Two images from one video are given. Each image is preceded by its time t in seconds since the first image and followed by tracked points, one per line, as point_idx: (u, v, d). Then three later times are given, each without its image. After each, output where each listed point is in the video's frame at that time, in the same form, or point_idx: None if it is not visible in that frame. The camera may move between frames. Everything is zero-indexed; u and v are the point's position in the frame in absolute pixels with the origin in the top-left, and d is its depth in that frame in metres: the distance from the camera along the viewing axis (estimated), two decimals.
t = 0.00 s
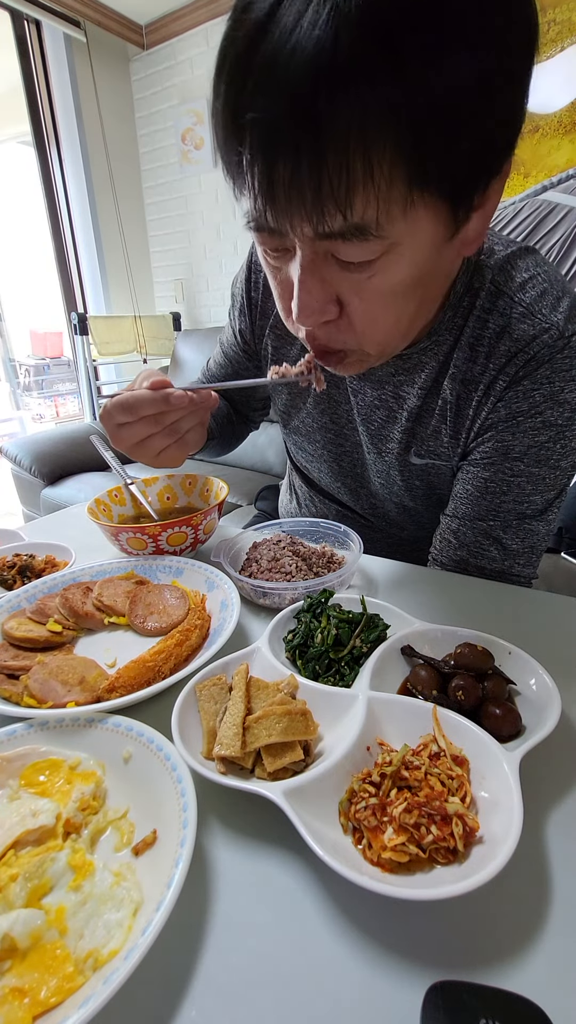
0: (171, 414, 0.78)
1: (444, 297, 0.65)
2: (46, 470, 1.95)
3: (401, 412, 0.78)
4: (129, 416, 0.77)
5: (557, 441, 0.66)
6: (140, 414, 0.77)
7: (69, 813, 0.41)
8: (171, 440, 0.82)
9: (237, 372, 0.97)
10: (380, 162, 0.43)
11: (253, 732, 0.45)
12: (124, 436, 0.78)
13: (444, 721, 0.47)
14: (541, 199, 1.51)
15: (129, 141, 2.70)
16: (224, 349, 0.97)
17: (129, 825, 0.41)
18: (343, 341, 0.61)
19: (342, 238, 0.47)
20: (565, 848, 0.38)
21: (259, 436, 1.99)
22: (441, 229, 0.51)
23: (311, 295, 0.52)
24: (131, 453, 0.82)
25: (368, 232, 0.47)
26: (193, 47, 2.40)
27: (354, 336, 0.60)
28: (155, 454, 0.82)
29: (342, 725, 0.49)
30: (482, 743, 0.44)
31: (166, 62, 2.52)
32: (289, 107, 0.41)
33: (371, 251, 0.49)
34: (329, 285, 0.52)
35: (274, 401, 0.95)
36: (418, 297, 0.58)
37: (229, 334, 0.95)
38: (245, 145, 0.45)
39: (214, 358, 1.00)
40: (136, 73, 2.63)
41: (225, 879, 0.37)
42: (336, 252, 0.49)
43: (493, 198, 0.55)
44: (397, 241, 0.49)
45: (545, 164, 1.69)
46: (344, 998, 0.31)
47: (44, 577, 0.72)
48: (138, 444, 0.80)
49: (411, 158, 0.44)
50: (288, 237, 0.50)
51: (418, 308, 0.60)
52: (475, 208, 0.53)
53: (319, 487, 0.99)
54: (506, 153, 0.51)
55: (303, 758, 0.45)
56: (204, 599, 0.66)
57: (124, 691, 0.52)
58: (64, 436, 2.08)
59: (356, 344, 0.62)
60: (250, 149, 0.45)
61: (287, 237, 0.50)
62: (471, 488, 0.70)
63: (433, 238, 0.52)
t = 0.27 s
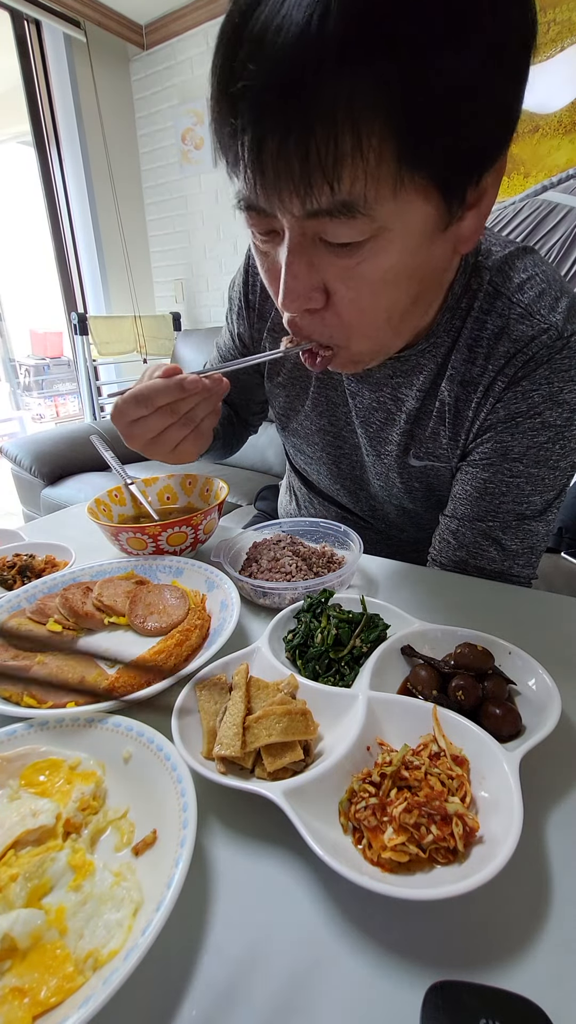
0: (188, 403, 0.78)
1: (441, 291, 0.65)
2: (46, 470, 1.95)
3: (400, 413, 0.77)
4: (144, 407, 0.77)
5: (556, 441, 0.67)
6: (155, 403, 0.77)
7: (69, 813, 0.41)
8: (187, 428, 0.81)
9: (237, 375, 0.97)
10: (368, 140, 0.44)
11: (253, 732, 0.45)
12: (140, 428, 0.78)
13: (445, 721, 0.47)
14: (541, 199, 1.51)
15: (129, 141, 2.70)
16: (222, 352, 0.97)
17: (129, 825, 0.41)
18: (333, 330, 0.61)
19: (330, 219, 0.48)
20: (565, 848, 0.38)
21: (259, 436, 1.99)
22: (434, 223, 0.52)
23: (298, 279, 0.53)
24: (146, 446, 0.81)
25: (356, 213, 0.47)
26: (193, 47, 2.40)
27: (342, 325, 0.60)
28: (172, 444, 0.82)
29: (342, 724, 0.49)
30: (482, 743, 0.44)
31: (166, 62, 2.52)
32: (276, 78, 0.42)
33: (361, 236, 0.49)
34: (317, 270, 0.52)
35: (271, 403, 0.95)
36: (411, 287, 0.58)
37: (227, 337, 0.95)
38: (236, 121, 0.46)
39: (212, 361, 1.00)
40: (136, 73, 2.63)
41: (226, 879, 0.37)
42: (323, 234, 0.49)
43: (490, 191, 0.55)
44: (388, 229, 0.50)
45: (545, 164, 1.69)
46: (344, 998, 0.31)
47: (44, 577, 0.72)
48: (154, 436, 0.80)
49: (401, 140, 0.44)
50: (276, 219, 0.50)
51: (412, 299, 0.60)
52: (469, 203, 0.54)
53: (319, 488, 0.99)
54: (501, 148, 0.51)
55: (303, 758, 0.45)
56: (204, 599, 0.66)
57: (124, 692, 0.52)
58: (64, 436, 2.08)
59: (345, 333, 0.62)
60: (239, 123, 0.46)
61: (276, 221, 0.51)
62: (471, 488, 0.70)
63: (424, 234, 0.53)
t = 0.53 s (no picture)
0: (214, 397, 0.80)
1: (435, 295, 0.65)
2: (46, 471, 1.95)
3: (399, 413, 0.78)
4: (171, 405, 0.78)
5: (555, 441, 0.67)
6: (182, 400, 0.78)
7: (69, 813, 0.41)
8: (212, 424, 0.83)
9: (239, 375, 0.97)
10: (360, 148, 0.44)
11: (253, 732, 0.45)
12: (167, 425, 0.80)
13: (445, 721, 0.47)
14: (541, 199, 1.51)
15: (129, 141, 2.70)
16: (223, 353, 0.97)
17: (129, 825, 0.41)
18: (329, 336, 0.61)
19: (322, 226, 0.48)
20: (564, 849, 0.38)
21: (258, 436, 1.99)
22: (430, 225, 0.52)
23: (294, 285, 0.53)
24: (172, 446, 0.83)
25: (348, 221, 0.47)
26: (193, 47, 2.40)
27: (340, 331, 0.60)
28: (199, 440, 0.83)
29: (342, 724, 0.49)
30: (482, 742, 0.44)
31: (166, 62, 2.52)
32: (269, 88, 0.42)
33: (353, 241, 0.49)
34: (311, 276, 0.52)
35: (271, 404, 0.95)
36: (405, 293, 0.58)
37: (229, 338, 0.95)
38: (229, 132, 0.46)
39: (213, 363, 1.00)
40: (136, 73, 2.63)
41: (226, 878, 0.37)
42: (316, 241, 0.49)
43: (484, 191, 0.55)
44: (385, 231, 0.50)
45: (545, 164, 1.69)
46: (345, 998, 0.31)
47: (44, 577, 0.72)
48: (182, 435, 0.82)
49: (394, 145, 0.44)
50: (270, 226, 0.50)
51: (408, 302, 0.60)
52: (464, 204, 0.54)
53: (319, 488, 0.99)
54: (494, 149, 0.52)
55: (303, 758, 0.45)
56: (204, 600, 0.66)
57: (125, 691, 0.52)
58: (64, 436, 2.08)
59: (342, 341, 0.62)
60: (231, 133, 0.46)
61: (271, 228, 0.51)
62: (471, 488, 0.70)
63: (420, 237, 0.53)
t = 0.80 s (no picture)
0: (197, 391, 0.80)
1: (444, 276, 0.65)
2: (46, 471, 1.95)
3: (401, 407, 0.77)
4: (152, 399, 0.78)
5: (556, 439, 0.68)
6: (163, 395, 0.78)
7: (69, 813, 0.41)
8: (195, 417, 0.83)
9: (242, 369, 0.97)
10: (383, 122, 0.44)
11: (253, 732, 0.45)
12: (149, 418, 0.80)
13: (445, 721, 0.47)
14: (541, 199, 1.51)
15: (129, 141, 2.70)
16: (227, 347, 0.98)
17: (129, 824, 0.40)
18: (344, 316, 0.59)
19: (345, 200, 0.47)
20: (564, 848, 0.38)
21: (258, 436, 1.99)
22: (440, 205, 0.53)
23: (315, 262, 0.51)
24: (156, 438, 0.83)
25: (370, 195, 0.47)
26: (193, 47, 2.40)
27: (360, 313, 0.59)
28: (182, 433, 0.83)
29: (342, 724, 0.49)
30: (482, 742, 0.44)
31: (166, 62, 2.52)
32: (289, 63, 0.42)
33: (375, 215, 0.49)
34: (332, 256, 0.51)
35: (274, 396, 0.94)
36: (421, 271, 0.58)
37: (232, 331, 0.96)
38: (246, 111, 0.46)
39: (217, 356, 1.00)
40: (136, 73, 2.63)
41: (226, 878, 0.38)
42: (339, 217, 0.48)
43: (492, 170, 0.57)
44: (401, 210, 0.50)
45: (544, 163, 1.69)
46: (345, 998, 0.31)
47: (44, 577, 0.72)
48: (165, 428, 0.81)
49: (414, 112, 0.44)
50: (290, 205, 0.49)
51: (423, 282, 0.60)
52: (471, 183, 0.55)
53: (320, 483, 0.99)
54: (504, 119, 0.52)
55: (303, 757, 0.45)
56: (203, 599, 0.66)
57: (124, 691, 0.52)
58: (64, 436, 2.08)
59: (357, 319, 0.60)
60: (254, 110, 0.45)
61: (289, 210, 0.50)
62: (473, 484, 0.71)
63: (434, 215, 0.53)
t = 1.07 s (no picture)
0: (202, 378, 0.81)
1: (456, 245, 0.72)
2: (46, 471, 1.95)
3: (404, 380, 0.80)
4: (157, 376, 0.79)
5: (555, 414, 0.71)
6: (169, 375, 0.79)
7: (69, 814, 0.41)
8: (197, 403, 0.84)
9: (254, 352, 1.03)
10: (412, 81, 0.52)
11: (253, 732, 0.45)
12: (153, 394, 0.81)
13: (445, 722, 0.47)
14: (541, 199, 1.51)
15: (129, 141, 2.70)
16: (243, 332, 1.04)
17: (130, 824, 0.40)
18: (371, 273, 0.66)
19: (384, 152, 0.54)
20: (565, 848, 0.38)
21: (258, 436, 1.99)
22: (459, 164, 0.60)
23: (351, 211, 0.58)
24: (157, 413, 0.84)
25: (405, 145, 0.54)
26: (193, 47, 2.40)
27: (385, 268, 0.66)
28: (182, 413, 0.84)
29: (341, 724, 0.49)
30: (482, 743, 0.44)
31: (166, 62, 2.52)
32: (340, 32, 0.49)
33: (407, 167, 0.56)
34: (366, 209, 0.59)
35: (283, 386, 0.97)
36: (441, 231, 0.64)
37: (248, 316, 1.02)
38: (296, 76, 0.53)
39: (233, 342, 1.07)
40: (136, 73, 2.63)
41: (226, 878, 0.38)
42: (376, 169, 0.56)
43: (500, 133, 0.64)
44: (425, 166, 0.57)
45: (544, 163, 1.69)
46: (348, 999, 0.31)
47: (44, 577, 0.72)
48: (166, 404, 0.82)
49: (444, 76, 0.53)
50: (330, 164, 0.57)
51: (443, 244, 0.67)
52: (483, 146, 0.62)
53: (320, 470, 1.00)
54: (512, 96, 0.61)
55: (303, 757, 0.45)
56: (203, 599, 0.66)
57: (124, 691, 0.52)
58: (64, 436, 2.08)
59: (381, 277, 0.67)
60: (296, 84, 0.53)
61: (329, 166, 0.57)
62: (478, 462, 0.73)
63: (455, 169, 0.59)
